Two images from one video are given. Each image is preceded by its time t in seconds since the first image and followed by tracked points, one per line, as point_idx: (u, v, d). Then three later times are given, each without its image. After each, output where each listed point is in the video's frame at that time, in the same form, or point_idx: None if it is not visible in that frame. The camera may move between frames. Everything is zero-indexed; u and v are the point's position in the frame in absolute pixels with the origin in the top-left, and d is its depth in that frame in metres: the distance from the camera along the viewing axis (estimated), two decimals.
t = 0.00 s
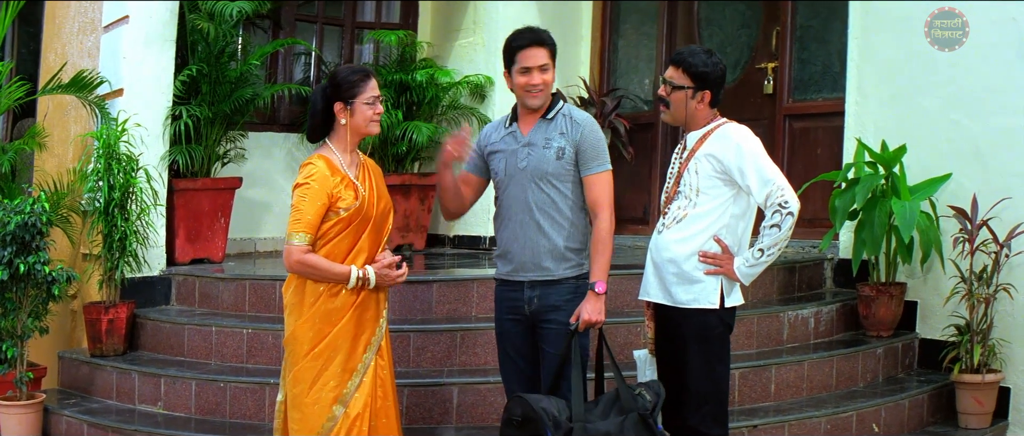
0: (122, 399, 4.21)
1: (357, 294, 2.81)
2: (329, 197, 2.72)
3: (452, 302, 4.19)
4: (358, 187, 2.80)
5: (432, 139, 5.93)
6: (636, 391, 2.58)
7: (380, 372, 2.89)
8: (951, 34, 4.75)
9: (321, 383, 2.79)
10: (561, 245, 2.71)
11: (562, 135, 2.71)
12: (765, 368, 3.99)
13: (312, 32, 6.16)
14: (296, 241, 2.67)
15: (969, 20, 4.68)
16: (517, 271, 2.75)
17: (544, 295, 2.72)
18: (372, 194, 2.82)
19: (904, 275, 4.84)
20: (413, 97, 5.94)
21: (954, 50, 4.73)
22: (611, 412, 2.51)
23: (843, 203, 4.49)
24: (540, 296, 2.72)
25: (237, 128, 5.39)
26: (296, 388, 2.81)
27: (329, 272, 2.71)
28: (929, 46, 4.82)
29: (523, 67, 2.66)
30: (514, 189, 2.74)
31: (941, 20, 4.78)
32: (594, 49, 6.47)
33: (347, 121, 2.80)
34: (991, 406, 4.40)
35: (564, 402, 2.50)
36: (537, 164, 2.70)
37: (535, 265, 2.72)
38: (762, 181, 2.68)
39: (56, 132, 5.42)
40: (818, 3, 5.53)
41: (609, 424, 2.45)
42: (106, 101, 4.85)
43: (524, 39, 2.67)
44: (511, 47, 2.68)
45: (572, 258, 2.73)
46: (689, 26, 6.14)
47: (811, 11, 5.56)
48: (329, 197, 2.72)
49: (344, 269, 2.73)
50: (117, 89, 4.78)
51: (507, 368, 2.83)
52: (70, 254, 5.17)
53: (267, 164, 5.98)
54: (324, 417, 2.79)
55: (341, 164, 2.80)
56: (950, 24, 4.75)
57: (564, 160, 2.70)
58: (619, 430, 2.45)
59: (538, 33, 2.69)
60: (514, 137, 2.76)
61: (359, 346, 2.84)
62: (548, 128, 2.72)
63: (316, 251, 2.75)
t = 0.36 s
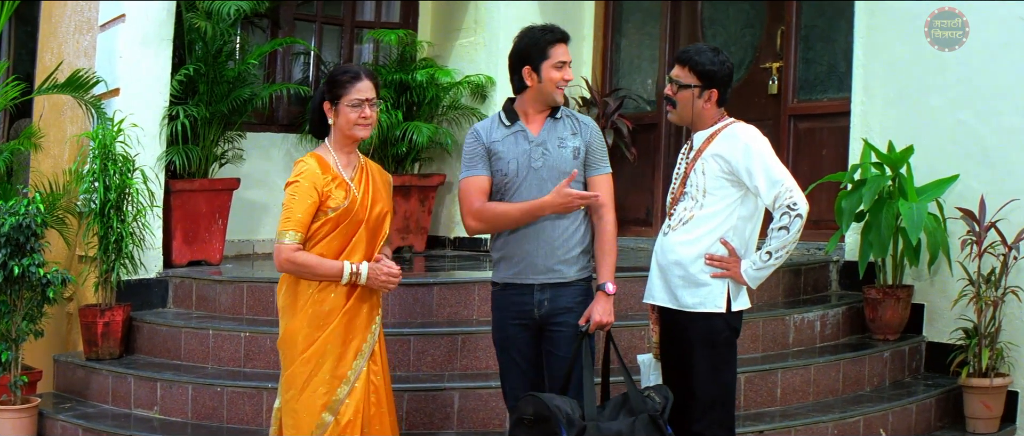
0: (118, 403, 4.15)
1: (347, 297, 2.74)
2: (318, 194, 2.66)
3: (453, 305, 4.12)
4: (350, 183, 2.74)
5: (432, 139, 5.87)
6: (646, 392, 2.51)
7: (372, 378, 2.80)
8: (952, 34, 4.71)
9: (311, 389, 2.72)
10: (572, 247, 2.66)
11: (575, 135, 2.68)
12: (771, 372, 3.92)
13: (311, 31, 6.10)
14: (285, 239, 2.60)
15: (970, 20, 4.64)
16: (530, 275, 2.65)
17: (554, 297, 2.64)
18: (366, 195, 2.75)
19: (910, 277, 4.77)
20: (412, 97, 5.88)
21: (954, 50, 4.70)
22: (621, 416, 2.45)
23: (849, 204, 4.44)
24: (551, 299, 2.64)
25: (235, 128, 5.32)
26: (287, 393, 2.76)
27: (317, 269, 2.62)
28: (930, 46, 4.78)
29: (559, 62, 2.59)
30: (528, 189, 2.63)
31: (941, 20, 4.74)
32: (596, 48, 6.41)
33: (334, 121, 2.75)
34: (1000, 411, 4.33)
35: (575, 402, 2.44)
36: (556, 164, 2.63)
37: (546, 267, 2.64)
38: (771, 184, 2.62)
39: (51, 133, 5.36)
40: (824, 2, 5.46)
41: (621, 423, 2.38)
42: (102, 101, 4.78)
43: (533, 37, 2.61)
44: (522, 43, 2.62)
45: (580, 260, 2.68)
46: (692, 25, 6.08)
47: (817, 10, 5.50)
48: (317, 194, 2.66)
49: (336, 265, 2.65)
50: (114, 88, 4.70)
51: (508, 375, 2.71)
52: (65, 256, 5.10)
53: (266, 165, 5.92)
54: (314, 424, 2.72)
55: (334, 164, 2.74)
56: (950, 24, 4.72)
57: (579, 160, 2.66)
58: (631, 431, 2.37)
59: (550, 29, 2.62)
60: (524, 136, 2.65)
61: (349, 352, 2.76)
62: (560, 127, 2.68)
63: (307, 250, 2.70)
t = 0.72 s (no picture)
0: (113, 407, 4.09)
1: (331, 299, 2.65)
2: (301, 197, 2.60)
3: (454, 307, 4.06)
4: (338, 183, 2.66)
5: (432, 139, 5.81)
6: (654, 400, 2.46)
7: (360, 384, 2.67)
8: (952, 34, 4.68)
9: (296, 394, 2.64)
10: (569, 252, 2.58)
11: (575, 137, 2.59)
12: (776, 376, 3.86)
13: (310, 30, 6.04)
14: (270, 243, 2.59)
15: (969, 20, 4.61)
16: (526, 278, 2.60)
17: (551, 302, 2.58)
18: (353, 197, 2.65)
19: (917, 279, 4.70)
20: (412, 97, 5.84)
21: (954, 50, 4.67)
22: (629, 424, 2.39)
23: (855, 205, 4.38)
24: (547, 303, 2.59)
25: (232, 128, 5.26)
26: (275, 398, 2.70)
27: (299, 273, 2.60)
28: (929, 46, 4.75)
29: (514, 62, 2.55)
30: (524, 191, 2.59)
31: (941, 21, 4.71)
32: (597, 48, 6.35)
33: (327, 120, 2.69)
34: (1007, 414, 4.26)
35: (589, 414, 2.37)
36: (552, 166, 2.56)
37: (541, 271, 2.58)
38: (778, 185, 2.55)
39: (47, 133, 5.30)
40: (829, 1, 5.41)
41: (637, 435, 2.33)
42: (98, 101, 4.70)
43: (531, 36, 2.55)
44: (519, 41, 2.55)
45: (579, 264, 2.60)
46: (695, 24, 6.03)
47: (821, 9, 5.45)
48: (301, 196, 2.60)
49: (317, 269, 2.60)
50: (109, 88, 4.61)
51: (508, 379, 2.69)
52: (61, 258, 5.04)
53: (264, 166, 5.86)
54: (299, 431, 2.64)
55: (323, 165, 2.68)
56: (950, 24, 4.68)
57: (578, 163, 2.57)
58: None
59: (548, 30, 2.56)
60: (522, 137, 2.61)
61: (334, 357, 2.65)
62: (560, 129, 2.59)
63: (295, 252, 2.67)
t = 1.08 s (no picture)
0: (108, 411, 4.03)
1: (328, 305, 2.58)
2: (297, 199, 2.56)
3: (455, 311, 4.00)
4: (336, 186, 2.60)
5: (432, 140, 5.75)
6: (655, 411, 2.39)
7: (354, 392, 2.59)
8: (951, 34, 4.64)
9: (291, 399, 2.59)
10: (561, 256, 2.51)
11: (565, 139, 2.51)
12: (782, 381, 3.80)
13: (309, 29, 5.98)
14: (268, 247, 2.56)
15: (969, 20, 4.57)
16: (520, 282, 2.56)
17: (544, 307, 2.52)
18: (350, 198, 2.58)
19: (923, 283, 4.65)
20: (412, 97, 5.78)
21: (954, 50, 4.63)
22: None
23: (861, 208, 4.31)
24: (540, 308, 2.53)
25: (229, 128, 5.20)
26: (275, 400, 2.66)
27: (293, 278, 2.55)
28: (929, 46, 4.71)
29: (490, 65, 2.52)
30: (515, 194, 2.57)
31: (941, 21, 4.67)
32: (599, 48, 6.29)
33: (327, 121, 2.63)
34: (1015, 420, 4.19)
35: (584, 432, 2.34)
36: (538, 170, 2.51)
37: (533, 276, 2.53)
38: (785, 187, 2.50)
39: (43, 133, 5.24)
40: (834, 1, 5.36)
41: None
42: (94, 100, 4.64)
43: (528, 33, 2.49)
44: (515, 39, 2.49)
45: (574, 269, 2.52)
46: (699, 23, 5.97)
47: (826, 9, 5.39)
48: (297, 199, 2.56)
49: (309, 273, 2.54)
50: (105, 87, 4.56)
51: (508, 382, 2.66)
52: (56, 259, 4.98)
53: (262, 167, 5.80)
54: None
55: (321, 166, 2.63)
56: (950, 24, 4.65)
57: (566, 166, 2.50)
58: None
59: (544, 29, 2.52)
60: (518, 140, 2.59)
61: (329, 362, 2.58)
62: (551, 131, 2.53)
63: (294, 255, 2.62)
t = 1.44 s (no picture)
0: (104, 416, 3.96)
1: (343, 310, 2.51)
2: (310, 202, 2.46)
3: (456, 314, 3.94)
4: (349, 189, 2.50)
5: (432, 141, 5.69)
6: (648, 428, 2.37)
7: (370, 398, 2.53)
8: (952, 34, 4.61)
9: (304, 405, 2.52)
10: (565, 258, 2.45)
11: (572, 138, 2.45)
12: (789, 386, 3.74)
13: (308, 29, 5.93)
14: (276, 251, 2.45)
15: (970, 20, 4.54)
16: (522, 284, 2.51)
17: (546, 311, 2.46)
18: (364, 199, 2.50)
19: (930, 286, 4.60)
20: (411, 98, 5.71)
21: (954, 50, 4.60)
22: None
23: (869, 209, 4.27)
24: (542, 312, 2.47)
25: (227, 128, 5.15)
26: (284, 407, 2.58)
27: (306, 285, 2.44)
28: (930, 46, 4.68)
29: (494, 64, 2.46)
30: (518, 194, 2.51)
31: (941, 21, 4.63)
32: (602, 48, 6.23)
33: (346, 116, 2.53)
34: None
35: None
36: (544, 169, 2.46)
37: (537, 278, 2.47)
38: (795, 189, 2.43)
39: (39, 133, 5.17)
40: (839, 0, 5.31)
41: None
42: (90, 101, 4.57)
43: (536, 29, 2.43)
44: (522, 36, 2.43)
45: (577, 273, 2.46)
46: (703, 23, 5.92)
47: (831, 8, 5.34)
48: (310, 202, 2.46)
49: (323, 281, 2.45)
50: (101, 87, 4.48)
51: (511, 389, 2.59)
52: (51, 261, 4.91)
53: (260, 168, 5.74)
54: None
55: (331, 167, 2.53)
56: (950, 24, 4.61)
57: (572, 166, 2.44)
58: None
59: (554, 25, 2.46)
60: (524, 137, 2.54)
61: (344, 367, 2.52)
62: (558, 129, 2.47)
63: (303, 260, 2.52)
